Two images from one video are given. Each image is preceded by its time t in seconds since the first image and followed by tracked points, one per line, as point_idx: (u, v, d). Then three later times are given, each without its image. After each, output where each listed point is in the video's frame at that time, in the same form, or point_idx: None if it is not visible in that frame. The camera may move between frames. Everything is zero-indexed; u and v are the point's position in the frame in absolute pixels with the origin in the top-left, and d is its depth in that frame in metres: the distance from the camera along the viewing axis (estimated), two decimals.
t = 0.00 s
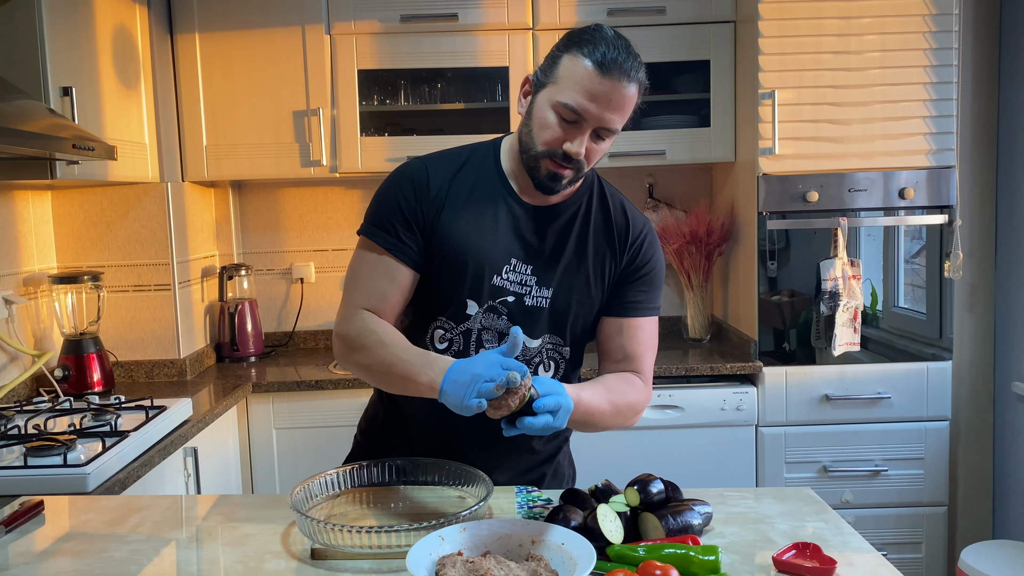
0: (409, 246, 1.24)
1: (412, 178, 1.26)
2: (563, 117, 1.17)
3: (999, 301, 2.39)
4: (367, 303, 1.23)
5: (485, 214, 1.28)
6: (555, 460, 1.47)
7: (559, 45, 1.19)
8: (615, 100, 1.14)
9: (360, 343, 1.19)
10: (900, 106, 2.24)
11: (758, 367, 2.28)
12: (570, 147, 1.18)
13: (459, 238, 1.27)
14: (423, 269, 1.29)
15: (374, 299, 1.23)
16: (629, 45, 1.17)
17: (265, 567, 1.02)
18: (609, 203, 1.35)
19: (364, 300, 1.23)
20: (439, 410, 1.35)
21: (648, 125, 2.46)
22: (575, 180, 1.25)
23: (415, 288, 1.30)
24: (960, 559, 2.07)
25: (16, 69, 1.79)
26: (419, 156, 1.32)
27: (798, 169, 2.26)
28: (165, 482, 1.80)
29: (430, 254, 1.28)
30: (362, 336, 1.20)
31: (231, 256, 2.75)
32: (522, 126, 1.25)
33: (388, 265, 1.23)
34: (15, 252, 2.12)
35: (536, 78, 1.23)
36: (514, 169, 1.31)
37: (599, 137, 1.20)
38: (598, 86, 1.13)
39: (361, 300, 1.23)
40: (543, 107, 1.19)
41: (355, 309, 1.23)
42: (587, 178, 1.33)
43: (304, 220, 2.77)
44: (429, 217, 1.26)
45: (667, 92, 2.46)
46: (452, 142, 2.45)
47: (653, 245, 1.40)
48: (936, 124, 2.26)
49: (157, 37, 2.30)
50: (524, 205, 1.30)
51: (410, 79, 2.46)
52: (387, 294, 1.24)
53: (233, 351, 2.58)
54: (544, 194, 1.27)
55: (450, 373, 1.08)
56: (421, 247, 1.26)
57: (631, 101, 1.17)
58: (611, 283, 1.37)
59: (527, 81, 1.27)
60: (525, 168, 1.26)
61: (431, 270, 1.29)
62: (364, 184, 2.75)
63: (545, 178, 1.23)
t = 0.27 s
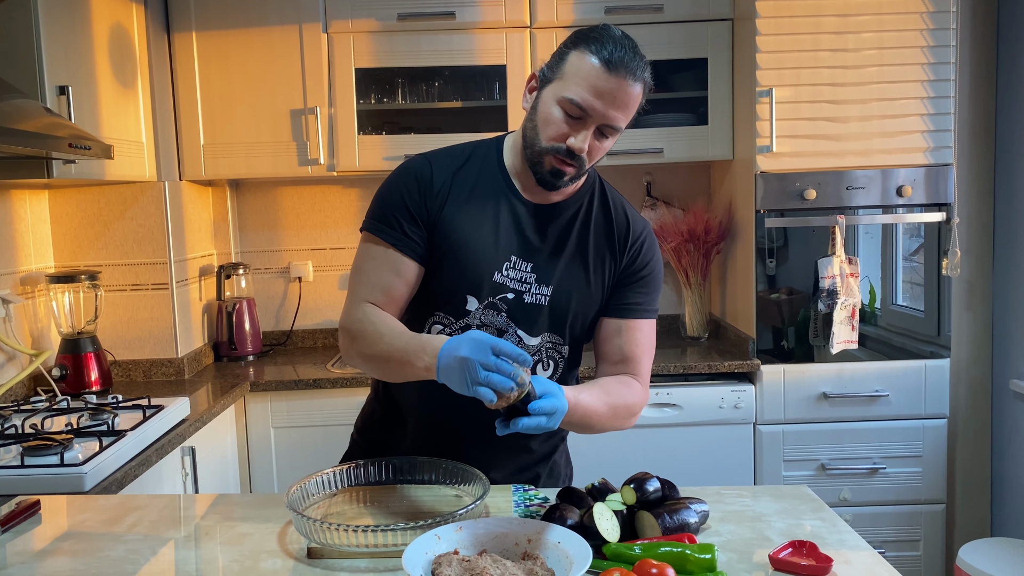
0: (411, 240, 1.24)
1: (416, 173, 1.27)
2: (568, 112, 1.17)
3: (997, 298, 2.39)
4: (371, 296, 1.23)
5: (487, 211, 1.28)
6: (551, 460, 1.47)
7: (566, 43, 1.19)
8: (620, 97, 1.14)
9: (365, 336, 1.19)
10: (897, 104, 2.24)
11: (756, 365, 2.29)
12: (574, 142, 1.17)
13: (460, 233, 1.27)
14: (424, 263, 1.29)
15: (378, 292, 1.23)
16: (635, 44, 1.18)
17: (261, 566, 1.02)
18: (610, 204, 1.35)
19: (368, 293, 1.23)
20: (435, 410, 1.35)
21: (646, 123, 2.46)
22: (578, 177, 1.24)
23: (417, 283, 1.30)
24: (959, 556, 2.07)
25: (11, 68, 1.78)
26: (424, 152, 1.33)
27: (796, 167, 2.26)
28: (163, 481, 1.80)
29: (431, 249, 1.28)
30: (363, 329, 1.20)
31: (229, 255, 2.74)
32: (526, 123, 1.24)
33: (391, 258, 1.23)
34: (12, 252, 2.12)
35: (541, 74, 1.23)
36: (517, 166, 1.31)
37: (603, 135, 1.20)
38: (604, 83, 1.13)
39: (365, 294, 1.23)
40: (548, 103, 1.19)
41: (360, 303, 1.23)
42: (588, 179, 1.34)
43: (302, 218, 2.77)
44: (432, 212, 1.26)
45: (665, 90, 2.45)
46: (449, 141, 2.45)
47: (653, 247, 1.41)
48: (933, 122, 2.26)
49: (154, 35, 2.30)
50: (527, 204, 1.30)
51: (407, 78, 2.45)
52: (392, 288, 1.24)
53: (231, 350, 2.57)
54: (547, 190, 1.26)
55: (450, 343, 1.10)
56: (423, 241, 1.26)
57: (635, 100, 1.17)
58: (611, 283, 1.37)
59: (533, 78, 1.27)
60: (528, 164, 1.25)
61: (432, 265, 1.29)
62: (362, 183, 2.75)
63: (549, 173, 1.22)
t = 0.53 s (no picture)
0: (411, 234, 1.23)
1: (418, 169, 1.27)
2: (572, 107, 1.16)
3: (996, 296, 2.39)
4: (370, 291, 1.22)
5: (488, 207, 1.28)
6: (549, 459, 1.46)
7: (570, 39, 1.19)
8: (624, 93, 1.14)
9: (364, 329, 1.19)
10: (897, 101, 2.24)
11: (755, 362, 2.28)
12: (578, 137, 1.17)
13: (461, 229, 1.26)
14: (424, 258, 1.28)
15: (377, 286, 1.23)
16: (637, 41, 1.18)
17: (259, 565, 1.02)
18: (611, 203, 1.35)
19: (367, 286, 1.22)
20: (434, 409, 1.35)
21: (645, 120, 2.45)
22: (580, 173, 1.24)
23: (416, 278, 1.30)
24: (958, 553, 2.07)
25: (8, 66, 1.78)
26: (425, 148, 1.33)
27: (795, 164, 2.26)
28: (161, 480, 1.80)
29: (431, 245, 1.27)
30: (361, 322, 1.19)
31: (228, 253, 2.74)
32: (529, 118, 1.24)
33: (390, 253, 1.23)
34: (10, 250, 2.11)
35: (545, 70, 1.22)
36: (519, 162, 1.31)
37: (606, 131, 1.20)
38: (608, 78, 1.13)
39: (363, 288, 1.22)
40: (552, 98, 1.19)
41: (358, 297, 1.22)
42: (589, 176, 1.34)
43: (301, 216, 2.77)
44: (432, 207, 1.26)
45: (664, 88, 2.45)
46: (448, 138, 2.45)
47: (653, 245, 1.40)
48: (932, 119, 2.25)
49: (152, 33, 2.29)
50: (529, 201, 1.30)
51: (406, 75, 2.45)
52: (390, 282, 1.23)
53: (230, 348, 2.57)
54: (550, 186, 1.26)
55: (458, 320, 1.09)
56: (424, 236, 1.25)
57: (638, 96, 1.17)
58: (611, 281, 1.37)
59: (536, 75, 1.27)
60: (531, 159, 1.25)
61: (433, 260, 1.28)
62: (361, 181, 2.74)
63: (553, 169, 1.21)
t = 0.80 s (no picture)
0: (407, 231, 1.24)
1: (415, 166, 1.27)
2: (573, 103, 1.16)
3: (997, 294, 2.38)
4: (364, 287, 1.23)
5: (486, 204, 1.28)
6: (551, 456, 1.46)
7: (568, 35, 1.19)
8: (624, 88, 1.14)
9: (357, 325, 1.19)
10: (897, 98, 2.24)
11: (756, 360, 2.28)
12: (578, 134, 1.17)
13: (459, 226, 1.26)
14: (421, 255, 1.29)
15: (370, 282, 1.23)
16: (636, 36, 1.18)
17: (260, 563, 1.02)
18: (611, 201, 1.35)
19: (361, 282, 1.23)
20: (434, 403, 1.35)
21: (645, 118, 2.45)
22: (581, 170, 1.24)
23: (413, 274, 1.30)
24: (959, 551, 2.07)
25: (8, 63, 1.77)
26: (423, 146, 1.33)
27: (795, 162, 2.26)
28: (162, 478, 1.80)
29: (429, 242, 1.28)
30: (355, 318, 1.20)
31: (228, 252, 2.74)
32: (529, 115, 1.24)
33: (384, 249, 1.23)
34: (11, 248, 2.11)
35: (544, 67, 1.22)
36: (518, 159, 1.30)
37: (606, 127, 1.20)
38: (607, 73, 1.13)
39: (358, 284, 1.23)
40: (552, 95, 1.19)
41: (352, 292, 1.22)
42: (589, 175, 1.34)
43: (301, 214, 2.77)
44: (429, 205, 1.26)
45: (664, 85, 2.44)
46: (448, 136, 2.44)
47: (654, 244, 1.40)
48: (933, 117, 2.25)
49: (152, 31, 2.29)
50: (528, 199, 1.30)
51: (406, 73, 2.45)
52: (384, 279, 1.24)
53: (230, 346, 2.57)
54: (550, 183, 1.26)
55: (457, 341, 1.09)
56: (420, 233, 1.26)
57: (638, 91, 1.17)
58: (611, 280, 1.37)
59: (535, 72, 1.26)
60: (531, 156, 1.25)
61: (430, 257, 1.28)
62: (361, 179, 2.74)
63: (553, 166, 1.21)
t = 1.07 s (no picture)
0: (407, 229, 1.24)
1: (415, 164, 1.27)
2: (575, 106, 1.16)
3: (998, 291, 2.38)
4: (366, 285, 1.23)
5: (487, 202, 1.27)
6: (552, 452, 1.46)
7: (569, 35, 1.18)
8: (626, 89, 1.14)
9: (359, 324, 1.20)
10: (899, 95, 2.23)
11: (757, 357, 2.28)
12: (582, 136, 1.17)
13: (459, 224, 1.26)
14: (422, 253, 1.29)
15: (372, 281, 1.23)
16: (636, 33, 1.17)
17: (261, 560, 1.02)
18: (612, 198, 1.35)
19: (362, 281, 1.23)
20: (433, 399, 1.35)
21: (647, 115, 2.45)
22: (584, 169, 1.24)
23: (414, 273, 1.30)
24: (959, 549, 2.07)
25: (8, 59, 1.77)
26: (423, 143, 1.32)
27: (797, 159, 2.25)
28: (163, 475, 1.80)
29: (429, 240, 1.27)
30: (357, 317, 1.20)
31: (229, 248, 2.74)
32: (530, 117, 1.23)
33: (385, 248, 1.23)
34: (11, 245, 2.11)
35: (544, 67, 1.21)
36: (519, 158, 1.30)
37: (609, 127, 1.20)
38: (609, 76, 1.12)
39: (359, 282, 1.23)
40: (553, 97, 1.18)
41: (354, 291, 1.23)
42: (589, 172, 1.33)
43: (302, 211, 2.76)
44: (429, 202, 1.26)
45: (665, 82, 2.44)
46: (449, 133, 2.44)
47: (655, 241, 1.40)
48: (935, 114, 2.25)
49: (152, 27, 2.28)
50: (529, 196, 1.29)
51: (407, 70, 2.44)
52: (385, 277, 1.24)
53: (231, 343, 2.57)
54: (552, 183, 1.26)
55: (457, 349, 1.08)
56: (420, 231, 1.26)
57: (640, 92, 1.16)
58: (612, 277, 1.36)
59: (535, 71, 1.25)
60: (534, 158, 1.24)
61: (431, 255, 1.28)
62: (361, 176, 2.74)
63: (556, 167, 1.21)
